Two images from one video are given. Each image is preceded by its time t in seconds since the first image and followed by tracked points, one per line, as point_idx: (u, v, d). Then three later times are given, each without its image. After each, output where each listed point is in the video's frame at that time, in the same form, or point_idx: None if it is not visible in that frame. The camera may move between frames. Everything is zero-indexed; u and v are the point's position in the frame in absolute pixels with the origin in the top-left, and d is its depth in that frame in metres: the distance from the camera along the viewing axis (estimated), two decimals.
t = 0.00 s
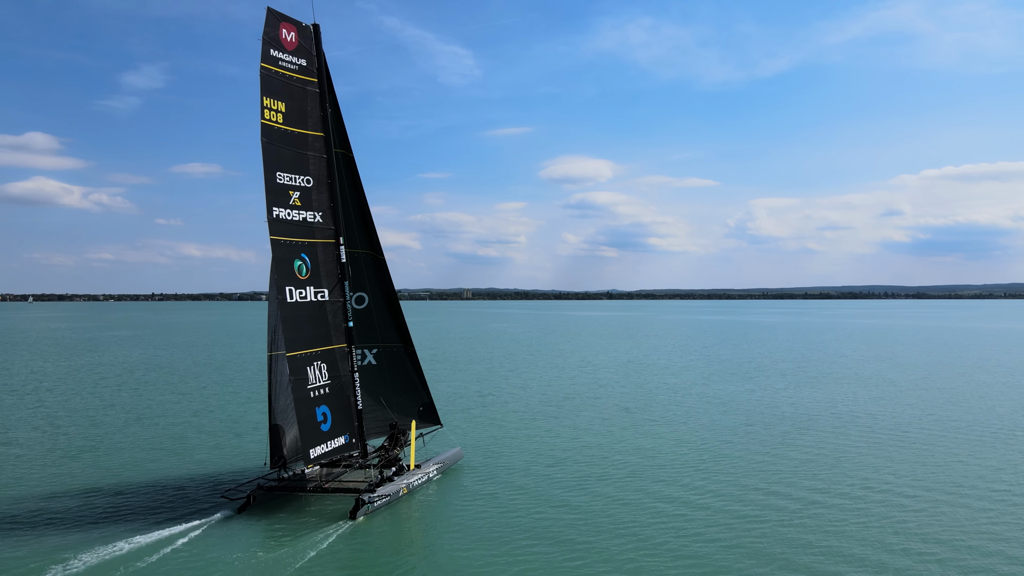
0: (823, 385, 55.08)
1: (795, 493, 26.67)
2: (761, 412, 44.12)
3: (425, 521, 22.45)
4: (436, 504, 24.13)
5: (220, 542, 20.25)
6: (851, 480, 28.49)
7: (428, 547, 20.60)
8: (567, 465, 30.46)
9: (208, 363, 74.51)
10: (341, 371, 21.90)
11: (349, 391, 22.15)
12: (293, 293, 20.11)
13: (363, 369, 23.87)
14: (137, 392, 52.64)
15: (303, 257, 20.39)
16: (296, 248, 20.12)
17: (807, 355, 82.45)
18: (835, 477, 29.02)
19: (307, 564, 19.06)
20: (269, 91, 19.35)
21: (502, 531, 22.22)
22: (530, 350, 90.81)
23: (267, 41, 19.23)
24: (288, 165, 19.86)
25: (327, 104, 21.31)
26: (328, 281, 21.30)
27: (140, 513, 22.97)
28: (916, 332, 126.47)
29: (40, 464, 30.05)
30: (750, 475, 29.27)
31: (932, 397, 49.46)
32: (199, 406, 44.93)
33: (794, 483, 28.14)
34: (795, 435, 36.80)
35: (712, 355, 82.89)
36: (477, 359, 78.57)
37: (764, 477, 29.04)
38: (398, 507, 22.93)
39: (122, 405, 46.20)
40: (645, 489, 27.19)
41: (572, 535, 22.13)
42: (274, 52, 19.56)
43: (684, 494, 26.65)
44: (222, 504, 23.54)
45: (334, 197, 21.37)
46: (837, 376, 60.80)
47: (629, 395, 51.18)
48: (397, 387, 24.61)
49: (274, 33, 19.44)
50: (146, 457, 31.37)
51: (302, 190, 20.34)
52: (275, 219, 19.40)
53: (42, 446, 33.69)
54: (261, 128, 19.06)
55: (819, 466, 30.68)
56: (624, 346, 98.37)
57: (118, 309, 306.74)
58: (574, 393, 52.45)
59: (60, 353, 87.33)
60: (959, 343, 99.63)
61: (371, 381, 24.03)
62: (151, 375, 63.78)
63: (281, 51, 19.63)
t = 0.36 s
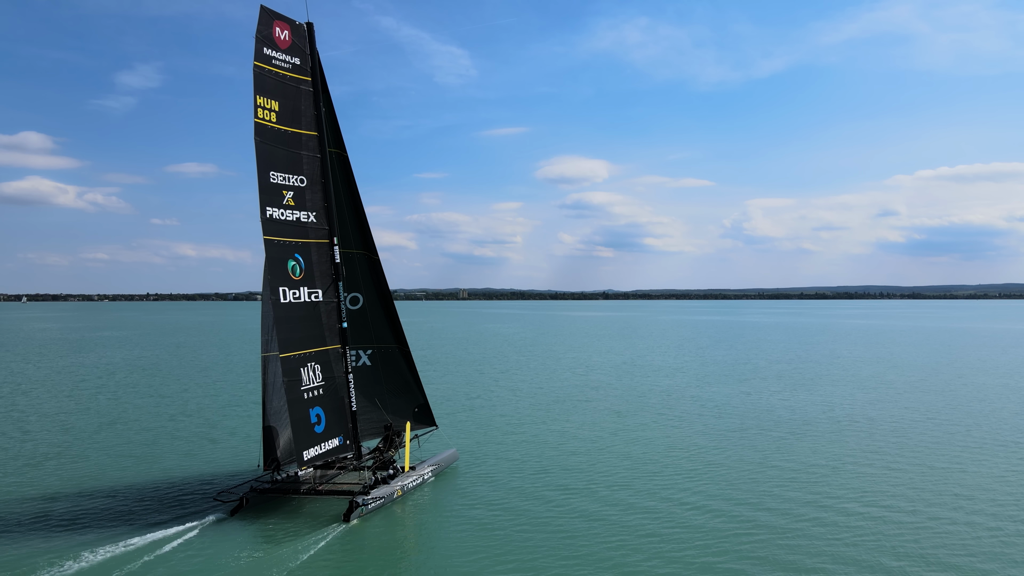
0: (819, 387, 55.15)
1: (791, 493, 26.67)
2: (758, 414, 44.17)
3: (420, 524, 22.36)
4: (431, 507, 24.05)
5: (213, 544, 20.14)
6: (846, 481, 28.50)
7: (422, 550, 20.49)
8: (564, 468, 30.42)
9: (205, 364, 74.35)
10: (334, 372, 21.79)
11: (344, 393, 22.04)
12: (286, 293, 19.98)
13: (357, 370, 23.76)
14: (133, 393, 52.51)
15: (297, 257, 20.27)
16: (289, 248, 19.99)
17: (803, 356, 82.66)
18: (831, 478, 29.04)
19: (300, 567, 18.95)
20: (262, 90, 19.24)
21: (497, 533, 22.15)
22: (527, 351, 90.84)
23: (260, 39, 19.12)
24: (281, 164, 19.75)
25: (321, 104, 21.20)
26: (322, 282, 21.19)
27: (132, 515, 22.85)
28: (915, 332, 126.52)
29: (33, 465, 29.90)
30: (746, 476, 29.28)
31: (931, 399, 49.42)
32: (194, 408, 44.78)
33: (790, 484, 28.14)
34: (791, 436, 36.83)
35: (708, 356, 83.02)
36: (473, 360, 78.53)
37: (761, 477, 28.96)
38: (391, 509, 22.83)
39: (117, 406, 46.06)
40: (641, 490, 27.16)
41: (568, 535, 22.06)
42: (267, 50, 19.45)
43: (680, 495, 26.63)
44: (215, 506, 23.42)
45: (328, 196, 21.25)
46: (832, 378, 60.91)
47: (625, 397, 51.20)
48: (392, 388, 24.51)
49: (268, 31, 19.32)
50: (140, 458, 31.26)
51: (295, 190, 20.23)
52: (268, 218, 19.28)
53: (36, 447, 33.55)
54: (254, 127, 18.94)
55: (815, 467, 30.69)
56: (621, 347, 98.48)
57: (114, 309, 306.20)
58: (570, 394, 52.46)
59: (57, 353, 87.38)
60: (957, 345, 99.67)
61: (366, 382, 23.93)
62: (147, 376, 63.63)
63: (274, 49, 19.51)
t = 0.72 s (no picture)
0: (814, 388, 55.28)
1: (786, 493, 26.70)
2: (753, 412, 44.29)
3: (414, 526, 22.31)
4: (426, 509, 23.97)
5: (205, 547, 20.03)
6: (841, 479, 28.56)
7: (416, 553, 20.45)
8: (559, 468, 30.41)
9: (199, 366, 74.11)
10: (328, 373, 21.67)
11: (338, 394, 21.93)
12: (279, 294, 19.86)
13: (352, 371, 23.65)
14: (127, 395, 52.28)
15: (290, 257, 20.16)
16: (283, 249, 19.88)
17: (798, 356, 82.89)
18: (826, 476, 29.10)
19: (294, 571, 18.87)
20: (255, 89, 19.11)
21: (492, 535, 22.10)
22: (522, 352, 90.88)
23: (253, 37, 19.00)
24: (274, 164, 19.63)
25: (315, 103, 21.09)
26: (315, 282, 21.07)
27: (125, 517, 22.72)
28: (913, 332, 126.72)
29: (25, 467, 29.71)
30: (741, 475, 29.32)
31: (925, 400, 49.56)
32: (189, 410, 44.65)
33: (785, 483, 28.18)
34: (785, 434, 36.92)
35: (704, 357, 83.17)
36: (469, 361, 78.58)
37: (757, 478, 28.92)
38: (386, 512, 22.73)
39: (111, 408, 45.87)
40: (636, 491, 27.17)
41: (562, 539, 22.05)
42: (260, 49, 19.33)
43: (675, 496, 26.61)
44: (207, 509, 23.30)
45: (322, 196, 21.14)
46: (827, 380, 61.06)
47: (620, 397, 51.25)
48: (386, 389, 24.41)
49: (261, 29, 19.20)
50: (132, 460, 31.08)
51: (289, 190, 20.12)
52: (261, 218, 19.15)
53: (28, 449, 33.34)
54: (247, 126, 18.81)
55: (809, 465, 30.75)
56: (617, 347, 98.63)
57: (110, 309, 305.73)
58: (566, 395, 52.49)
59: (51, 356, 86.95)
60: (954, 345, 99.87)
61: (361, 384, 23.84)
62: (141, 378, 63.39)
63: (267, 48, 19.40)
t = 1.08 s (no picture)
0: (811, 391, 55.31)
1: (782, 497, 26.72)
2: (749, 413, 44.30)
3: (408, 529, 22.25)
4: (421, 512, 23.92)
5: (198, 551, 19.97)
6: (837, 482, 28.57)
7: (410, 557, 20.38)
8: (555, 470, 30.39)
9: (195, 367, 73.93)
10: (323, 375, 21.56)
11: (332, 396, 21.81)
12: (273, 295, 19.75)
13: (347, 373, 23.55)
14: (122, 396, 52.13)
15: (284, 258, 20.04)
16: (276, 249, 19.76)
17: (795, 357, 83.12)
18: (822, 479, 29.13)
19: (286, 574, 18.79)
20: (249, 88, 19.00)
21: (487, 539, 22.06)
22: (520, 353, 90.90)
23: (246, 36, 18.88)
24: (268, 164, 19.51)
25: (309, 102, 20.98)
26: (309, 283, 20.95)
27: (118, 521, 22.66)
28: (911, 333, 126.85)
29: (19, 471, 29.61)
30: (737, 477, 29.34)
31: (922, 402, 49.66)
32: (185, 411, 44.54)
33: (780, 485, 28.20)
34: (782, 437, 36.95)
35: (701, 358, 83.31)
36: (466, 362, 78.56)
37: (754, 482, 28.89)
38: (380, 515, 22.65)
39: (106, 410, 45.73)
40: (632, 493, 27.16)
41: (557, 543, 22.02)
42: (254, 47, 19.22)
43: (671, 498, 26.61)
44: (200, 512, 23.22)
45: (316, 197, 21.03)
46: (823, 381, 61.16)
47: (618, 398, 51.24)
48: (381, 391, 24.31)
49: (255, 28, 19.09)
50: (127, 463, 31.00)
51: (283, 190, 20.00)
52: (255, 218, 19.04)
53: (22, 453, 33.21)
54: (240, 125, 18.70)
55: (806, 468, 30.78)
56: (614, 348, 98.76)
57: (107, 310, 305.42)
58: (563, 396, 52.48)
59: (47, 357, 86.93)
60: (950, 346, 100.18)
61: (355, 385, 23.73)
62: (136, 379, 63.23)
63: (261, 46, 19.28)
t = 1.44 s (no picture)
0: (810, 394, 55.30)
1: (779, 504, 26.72)
2: (749, 417, 44.27)
3: (405, 532, 22.19)
4: (418, 514, 23.85)
5: (193, 554, 19.91)
6: (835, 488, 28.54)
7: (406, 560, 20.31)
8: (553, 473, 30.34)
9: (193, 366, 73.80)
10: (319, 377, 21.48)
11: (329, 397, 21.73)
12: (269, 296, 19.67)
13: (344, 374, 23.47)
14: (120, 396, 52.03)
15: (280, 259, 19.96)
16: (272, 250, 19.68)
17: (794, 359, 83.11)
18: (820, 485, 29.12)
19: None
20: (245, 88, 18.91)
21: (483, 542, 22.00)
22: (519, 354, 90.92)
23: (242, 35, 18.79)
24: (264, 164, 19.42)
25: (306, 102, 20.89)
26: (306, 284, 20.86)
27: (113, 523, 22.60)
28: (912, 333, 126.84)
29: (15, 471, 29.54)
30: (734, 483, 29.31)
31: (921, 407, 49.63)
32: (183, 411, 44.47)
33: (778, 492, 28.19)
34: (781, 442, 36.93)
35: (700, 360, 83.33)
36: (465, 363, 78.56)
37: (752, 486, 28.87)
38: (377, 518, 22.56)
39: (104, 409, 45.66)
40: (630, 497, 27.12)
41: (555, 546, 21.98)
42: (250, 47, 19.13)
43: (669, 503, 26.58)
44: (196, 514, 23.16)
45: (313, 197, 20.95)
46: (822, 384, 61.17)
47: (617, 401, 51.20)
48: (379, 392, 24.23)
49: (250, 27, 19.00)
50: (124, 464, 30.91)
51: (279, 190, 19.91)
52: (251, 219, 18.96)
53: (19, 452, 33.13)
54: (236, 125, 18.60)
55: (804, 474, 30.79)
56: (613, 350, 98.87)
57: (106, 309, 304.95)
58: (562, 398, 52.46)
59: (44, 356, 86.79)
60: (950, 348, 100.22)
61: (353, 386, 23.65)
62: (135, 378, 63.12)
63: (257, 46, 19.19)
